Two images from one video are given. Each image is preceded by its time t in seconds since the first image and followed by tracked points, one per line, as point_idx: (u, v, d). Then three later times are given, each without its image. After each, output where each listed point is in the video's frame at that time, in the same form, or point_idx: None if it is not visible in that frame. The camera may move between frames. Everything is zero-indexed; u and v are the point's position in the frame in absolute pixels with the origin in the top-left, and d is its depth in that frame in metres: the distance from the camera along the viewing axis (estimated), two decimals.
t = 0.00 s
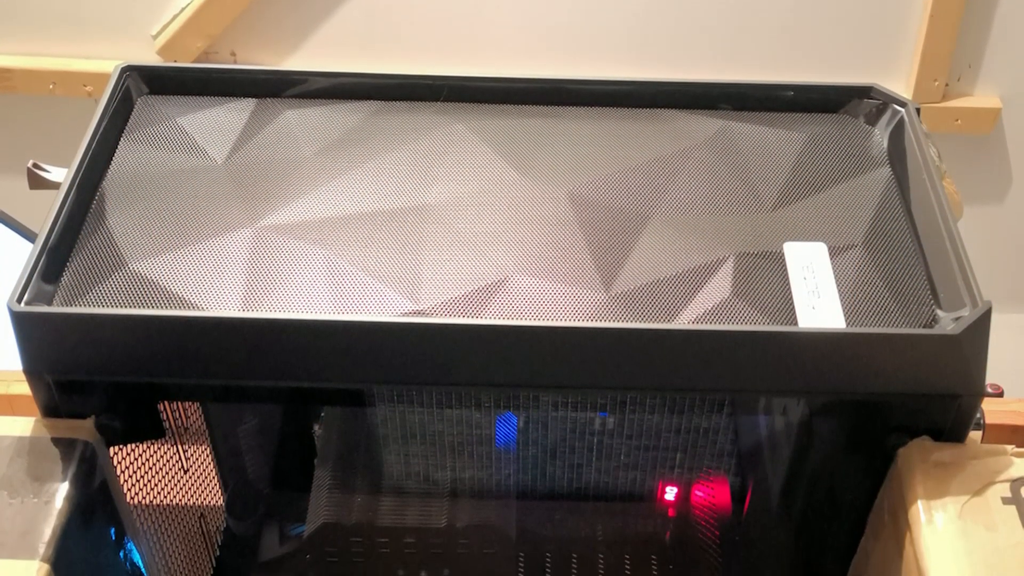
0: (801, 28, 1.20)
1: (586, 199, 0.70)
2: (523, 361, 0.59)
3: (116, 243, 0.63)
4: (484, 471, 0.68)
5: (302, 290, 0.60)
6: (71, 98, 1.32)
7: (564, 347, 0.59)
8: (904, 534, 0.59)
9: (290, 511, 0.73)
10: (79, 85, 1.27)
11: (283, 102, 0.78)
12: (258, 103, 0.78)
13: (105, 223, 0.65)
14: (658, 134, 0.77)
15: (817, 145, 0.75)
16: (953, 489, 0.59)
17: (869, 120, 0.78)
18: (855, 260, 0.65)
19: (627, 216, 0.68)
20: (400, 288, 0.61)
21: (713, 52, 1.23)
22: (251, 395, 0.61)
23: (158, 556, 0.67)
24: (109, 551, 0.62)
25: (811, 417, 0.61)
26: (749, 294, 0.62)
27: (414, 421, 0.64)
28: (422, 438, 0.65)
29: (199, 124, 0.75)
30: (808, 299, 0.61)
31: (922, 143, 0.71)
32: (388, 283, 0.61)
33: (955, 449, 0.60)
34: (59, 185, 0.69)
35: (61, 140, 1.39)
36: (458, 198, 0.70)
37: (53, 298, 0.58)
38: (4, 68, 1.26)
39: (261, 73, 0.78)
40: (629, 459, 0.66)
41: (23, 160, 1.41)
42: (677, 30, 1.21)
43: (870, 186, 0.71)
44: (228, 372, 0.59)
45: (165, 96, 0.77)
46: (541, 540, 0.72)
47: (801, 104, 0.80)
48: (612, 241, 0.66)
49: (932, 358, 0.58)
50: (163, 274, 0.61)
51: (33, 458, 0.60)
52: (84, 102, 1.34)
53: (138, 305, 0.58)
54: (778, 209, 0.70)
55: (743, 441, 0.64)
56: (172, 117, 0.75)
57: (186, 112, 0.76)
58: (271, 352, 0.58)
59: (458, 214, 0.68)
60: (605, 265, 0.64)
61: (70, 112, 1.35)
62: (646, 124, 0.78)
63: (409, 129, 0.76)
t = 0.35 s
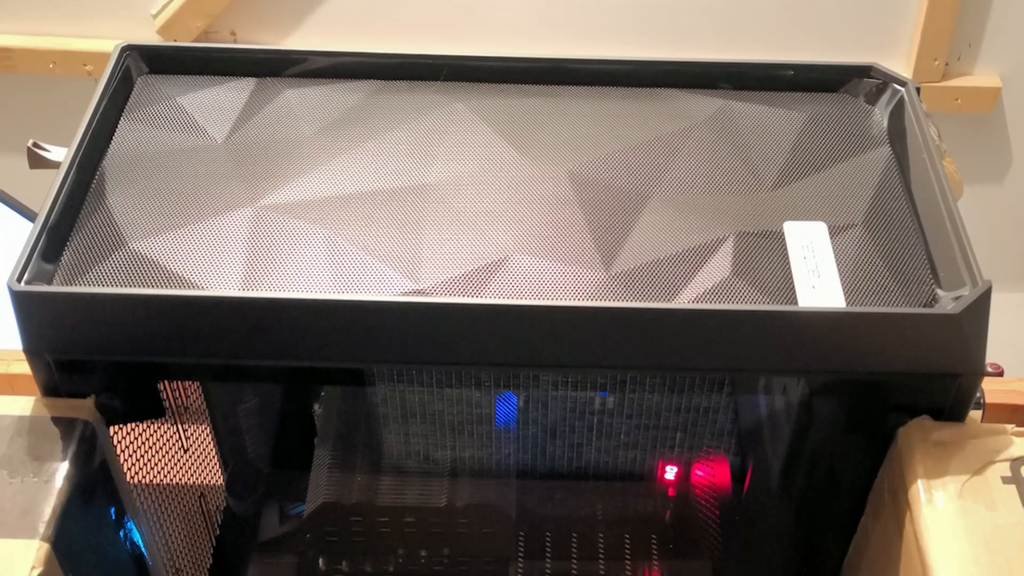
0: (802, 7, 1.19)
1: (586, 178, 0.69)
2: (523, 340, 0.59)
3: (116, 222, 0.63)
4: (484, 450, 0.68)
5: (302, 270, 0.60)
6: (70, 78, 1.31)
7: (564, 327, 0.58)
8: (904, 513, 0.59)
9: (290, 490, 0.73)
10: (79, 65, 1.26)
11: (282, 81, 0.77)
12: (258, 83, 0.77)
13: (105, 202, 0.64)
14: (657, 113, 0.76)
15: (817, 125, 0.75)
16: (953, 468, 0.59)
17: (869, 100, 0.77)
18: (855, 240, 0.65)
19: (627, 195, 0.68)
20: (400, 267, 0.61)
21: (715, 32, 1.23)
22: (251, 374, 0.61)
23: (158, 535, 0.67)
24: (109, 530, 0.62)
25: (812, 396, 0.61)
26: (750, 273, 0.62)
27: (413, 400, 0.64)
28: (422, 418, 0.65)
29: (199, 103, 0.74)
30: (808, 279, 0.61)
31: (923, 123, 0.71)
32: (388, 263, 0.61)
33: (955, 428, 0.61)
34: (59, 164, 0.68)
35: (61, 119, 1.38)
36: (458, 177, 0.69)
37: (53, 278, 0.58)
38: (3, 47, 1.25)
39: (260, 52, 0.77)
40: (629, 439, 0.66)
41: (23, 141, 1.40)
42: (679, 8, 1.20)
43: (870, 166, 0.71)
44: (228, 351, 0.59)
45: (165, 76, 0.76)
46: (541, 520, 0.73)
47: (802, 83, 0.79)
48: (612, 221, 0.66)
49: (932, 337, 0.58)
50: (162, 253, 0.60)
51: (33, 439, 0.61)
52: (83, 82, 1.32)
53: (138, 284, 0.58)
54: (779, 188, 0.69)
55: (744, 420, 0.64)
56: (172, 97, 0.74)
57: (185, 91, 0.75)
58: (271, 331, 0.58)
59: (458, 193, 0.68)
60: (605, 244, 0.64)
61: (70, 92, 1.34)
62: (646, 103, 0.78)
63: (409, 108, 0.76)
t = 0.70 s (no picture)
0: None
1: (587, 158, 0.69)
2: (523, 319, 0.59)
3: (116, 202, 0.62)
4: (484, 430, 0.68)
5: (301, 249, 0.60)
6: (70, 57, 1.30)
7: (564, 306, 0.58)
8: (904, 493, 0.59)
9: (290, 469, 0.72)
10: (79, 44, 1.25)
11: (281, 60, 0.77)
12: (258, 62, 0.76)
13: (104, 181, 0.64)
14: (657, 92, 0.76)
15: (817, 105, 0.74)
16: (953, 448, 0.59)
17: (869, 80, 0.77)
18: (855, 219, 0.65)
19: (627, 174, 0.68)
20: (399, 246, 0.61)
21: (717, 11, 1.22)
22: (251, 354, 0.60)
23: (158, 515, 0.67)
24: (109, 509, 0.62)
25: (811, 375, 0.61)
26: (750, 253, 0.62)
27: (413, 379, 0.64)
28: (422, 397, 0.65)
29: (199, 82, 0.73)
30: (808, 258, 0.61)
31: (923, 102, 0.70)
32: (388, 242, 0.61)
33: (955, 407, 0.60)
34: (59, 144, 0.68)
35: (60, 99, 1.37)
36: (458, 156, 0.69)
37: (54, 257, 0.58)
38: (3, 26, 1.24)
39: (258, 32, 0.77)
40: (629, 418, 0.67)
41: (22, 121, 1.40)
42: None
43: (870, 146, 0.71)
44: (228, 331, 0.59)
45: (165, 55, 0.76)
46: (541, 499, 0.73)
47: (802, 62, 0.79)
48: (612, 200, 0.65)
49: (931, 316, 0.58)
50: (162, 232, 0.60)
51: (33, 419, 0.60)
52: (83, 61, 1.31)
53: (138, 263, 0.58)
54: (778, 167, 0.69)
55: (744, 399, 0.64)
56: (172, 76, 0.74)
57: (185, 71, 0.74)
58: (270, 311, 0.58)
59: (458, 173, 0.67)
60: (604, 223, 0.63)
61: (69, 72, 1.33)
62: (645, 81, 0.77)
63: (409, 87, 0.75)
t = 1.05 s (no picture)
0: None
1: (586, 136, 0.69)
2: (521, 298, 0.58)
3: (116, 181, 0.62)
4: (484, 408, 0.68)
5: (300, 228, 0.59)
6: (71, 36, 1.29)
7: (564, 285, 0.58)
8: (904, 473, 0.58)
9: (291, 449, 0.73)
10: (79, 23, 1.24)
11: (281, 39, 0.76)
12: (258, 41, 0.76)
13: (104, 160, 0.63)
14: (656, 72, 0.75)
15: (817, 84, 0.74)
16: (953, 427, 0.58)
17: (869, 59, 0.76)
18: (855, 198, 0.65)
19: (627, 153, 0.67)
20: (399, 226, 0.60)
21: None
22: (251, 333, 0.60)
23: (158, 495, 0.67)
24: (110, 488, 0.62)
25: (810, 354, 0.61)
26: (750, 232, 0.62)
27: (413, 358, 0.64)
28: (422, 376, 0.65)
29: (200, 61, 0.73)
30: (808, 237, 0.61)
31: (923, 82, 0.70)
32: (387, 221, 0.60)
33: (954, 387, 0.60)
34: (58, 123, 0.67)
35: (59, 78, 1.35)
36: (456, 136, 0.68)
37: (54, 237, 0.57)
38: (3, 5, 1.23)
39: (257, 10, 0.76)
40: (627, 397, 0.67)
41: (21, 100, 1.38)
42: None
43: (870, 125, 0.70)
44: (228, 311, 0.59)
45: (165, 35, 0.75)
46: (541, 478, 0.73)
47: (802, 42, 0.78)
48: (612, 180, 0.65)
49: (931, 296, 0.58)
50: (161, 212, 0.60)
51: (32, 398, 0.59)
52: (84, 40, 1.30)
53: (138, 243, 0.57)
54: (779, 146, 0.69)
55: (745, 379, 0.64)
56: (173, 55, 0.73)
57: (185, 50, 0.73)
58: (270, 290, 0.58)
59: (457, 152, 0.67)
60: (604, 203, 0.63)
61: (68, 51, 1.32)
62: (645, 61, 0.77)
63: (409, 66, 0.74)
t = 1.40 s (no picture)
0: None
1: (586, 116, 0.68)
2: (520, 277, 0.58)
3: (116, 160, 0.61)
4: (484, 387, 0.68)
5: (300, 208, 0.59)
6: (71, 16, 1.33)
7: (564, 264, 0.58)
8: (904, 452, 0.58)
9: (291, 428, 0.73)
10: (79, 3, 1.27)
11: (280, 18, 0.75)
12: (258, 20, 0.75)
13: (104, 139, 0.63)
14: (656, 51, 0.75)
15: (817, 63, 0.74)
16: (953, 407, 0.58)
17: (869, 38, 0.76)
18: (855, 177, 0.64)
19: (627, 132, 0.67)
20: (400, 205, 0.60)
21: None
22: (251, 312, 0.60)
23: (158, 473, 0.67)
24: (110, 468, 0.61)
25: (810, 333, 0.61)
26: (750, 211, 0.61)
27: (413, 338, 0.63)
28: (422, 356, 0.65)
29: (199, 40, 0.72)
30: (808, 217, 0.61)
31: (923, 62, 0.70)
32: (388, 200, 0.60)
33: (954, 366, 0.59)
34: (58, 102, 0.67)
35: (61, 58, 1.38)
36: (455, 115, 0.68)
37: (54, 216, 0.57)
38: None
39: None
40: (627, 377, 0.67)
41: (21, 79, 1.41)
42: None
43: (870, 104, 0.70)
44: (228, 291, 0.58)
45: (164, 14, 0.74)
46: (541, 458, 0.74)
47: (802, 21, 0.78)
48: (612, 159, 0.65)
49: (931, 275, 0.58)
50: (161, 191, 0.59)
51: (33, 375, 0.58)
52: (83, 20, 1.34)
53: (138, 222, 0.57)
54: (778, 125, 0.68)
55: (745, 358, 0.64)
56: (172, 33, 0.72)
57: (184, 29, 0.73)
58: (270, 270, 0.57)
59: (457, 131, 0.66)
60: (603, 182, 0.63)
61: (67, 32, 1.36)
62: (645, 40, 0.76)
63: (409, 45, 0.74)
